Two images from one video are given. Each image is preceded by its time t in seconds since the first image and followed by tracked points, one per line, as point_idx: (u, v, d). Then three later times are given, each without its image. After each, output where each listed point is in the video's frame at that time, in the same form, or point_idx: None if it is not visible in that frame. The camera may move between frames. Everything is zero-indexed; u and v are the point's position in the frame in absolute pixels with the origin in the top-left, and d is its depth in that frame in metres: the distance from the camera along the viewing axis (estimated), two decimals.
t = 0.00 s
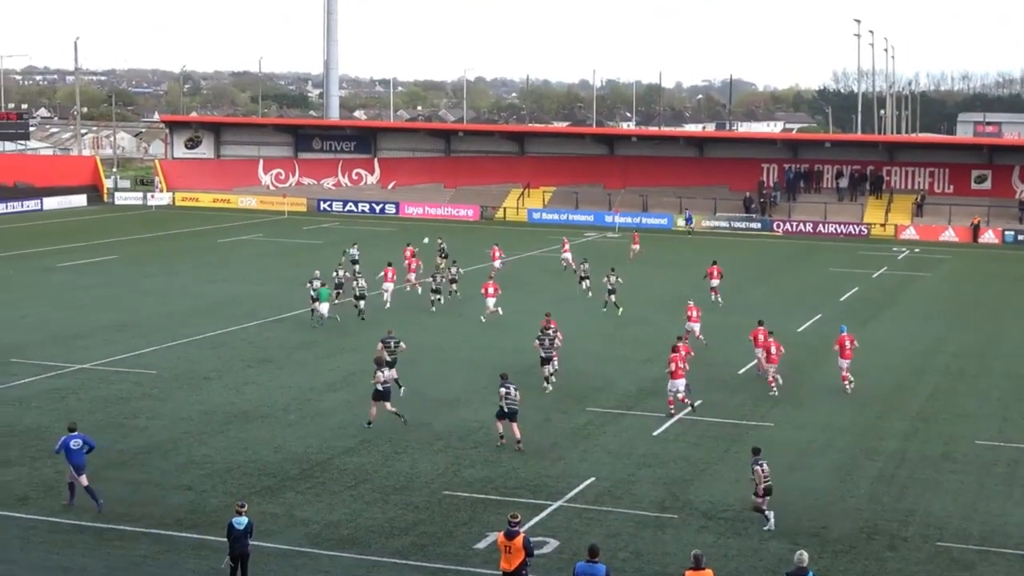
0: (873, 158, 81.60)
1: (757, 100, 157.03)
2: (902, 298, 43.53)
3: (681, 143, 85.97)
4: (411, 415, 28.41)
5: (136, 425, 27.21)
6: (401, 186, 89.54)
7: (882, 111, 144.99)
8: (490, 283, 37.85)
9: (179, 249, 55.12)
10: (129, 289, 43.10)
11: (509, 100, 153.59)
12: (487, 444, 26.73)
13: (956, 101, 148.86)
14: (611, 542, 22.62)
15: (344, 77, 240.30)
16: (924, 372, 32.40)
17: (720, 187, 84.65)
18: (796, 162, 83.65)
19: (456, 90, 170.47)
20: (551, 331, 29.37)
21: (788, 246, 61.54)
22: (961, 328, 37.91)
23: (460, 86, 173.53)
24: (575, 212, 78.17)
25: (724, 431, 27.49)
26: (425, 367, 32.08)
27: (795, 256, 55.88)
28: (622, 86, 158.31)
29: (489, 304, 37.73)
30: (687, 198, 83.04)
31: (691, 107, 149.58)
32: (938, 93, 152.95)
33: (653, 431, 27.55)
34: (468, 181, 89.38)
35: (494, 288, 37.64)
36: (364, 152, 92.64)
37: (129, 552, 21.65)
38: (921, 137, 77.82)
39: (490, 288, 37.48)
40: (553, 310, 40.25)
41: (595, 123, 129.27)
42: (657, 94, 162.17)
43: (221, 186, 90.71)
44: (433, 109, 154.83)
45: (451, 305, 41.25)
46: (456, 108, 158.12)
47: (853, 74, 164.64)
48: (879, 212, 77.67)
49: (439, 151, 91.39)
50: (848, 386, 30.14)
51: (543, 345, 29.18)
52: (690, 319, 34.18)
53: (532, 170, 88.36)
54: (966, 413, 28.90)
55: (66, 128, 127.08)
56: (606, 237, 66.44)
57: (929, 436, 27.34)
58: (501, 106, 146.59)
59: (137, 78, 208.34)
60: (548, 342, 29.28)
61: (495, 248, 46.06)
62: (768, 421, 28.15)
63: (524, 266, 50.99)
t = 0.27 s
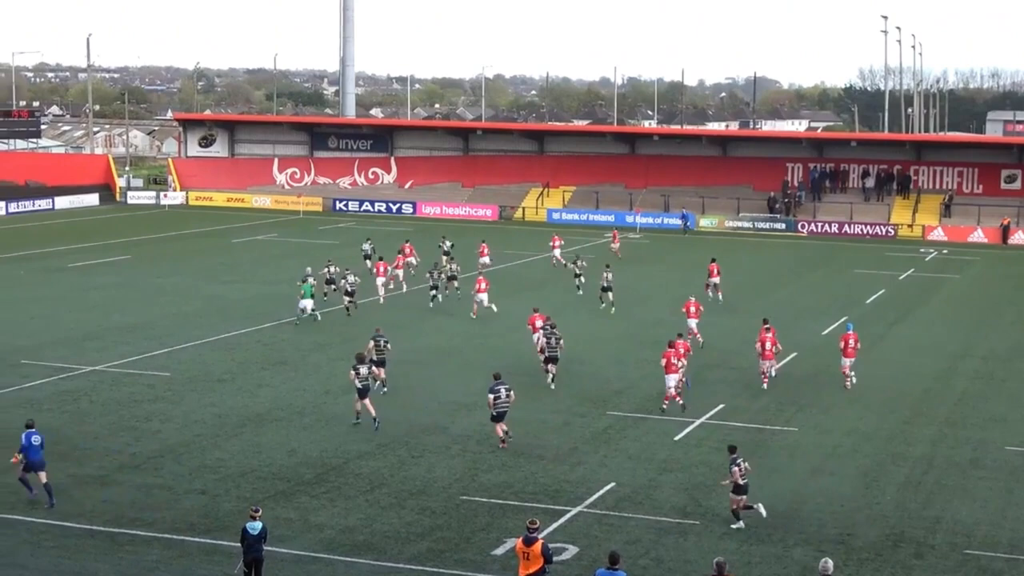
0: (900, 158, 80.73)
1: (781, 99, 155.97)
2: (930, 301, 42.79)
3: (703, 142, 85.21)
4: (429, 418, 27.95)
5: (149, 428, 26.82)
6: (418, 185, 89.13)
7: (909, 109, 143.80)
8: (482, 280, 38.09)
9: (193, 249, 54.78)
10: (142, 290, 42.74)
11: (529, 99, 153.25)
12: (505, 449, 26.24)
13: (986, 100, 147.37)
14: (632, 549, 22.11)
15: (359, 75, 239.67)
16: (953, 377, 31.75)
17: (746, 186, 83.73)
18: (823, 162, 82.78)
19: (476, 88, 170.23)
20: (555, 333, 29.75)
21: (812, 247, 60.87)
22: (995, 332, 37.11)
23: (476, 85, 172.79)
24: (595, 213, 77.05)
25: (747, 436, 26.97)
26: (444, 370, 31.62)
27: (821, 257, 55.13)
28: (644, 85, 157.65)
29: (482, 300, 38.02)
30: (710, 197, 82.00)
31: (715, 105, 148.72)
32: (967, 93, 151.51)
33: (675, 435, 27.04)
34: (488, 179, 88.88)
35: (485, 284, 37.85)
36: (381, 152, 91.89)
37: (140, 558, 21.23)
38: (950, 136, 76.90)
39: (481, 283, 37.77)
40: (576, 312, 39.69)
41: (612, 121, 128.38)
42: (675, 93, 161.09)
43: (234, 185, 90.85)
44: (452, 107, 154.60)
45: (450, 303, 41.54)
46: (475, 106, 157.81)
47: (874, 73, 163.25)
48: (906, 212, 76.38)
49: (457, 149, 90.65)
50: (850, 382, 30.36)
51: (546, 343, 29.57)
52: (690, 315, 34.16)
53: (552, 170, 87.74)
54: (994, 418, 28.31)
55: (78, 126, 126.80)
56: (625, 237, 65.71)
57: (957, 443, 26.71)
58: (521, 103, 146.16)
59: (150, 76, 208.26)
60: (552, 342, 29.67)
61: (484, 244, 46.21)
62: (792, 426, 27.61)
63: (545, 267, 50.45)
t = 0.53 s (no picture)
0: (918, 156, 80.15)
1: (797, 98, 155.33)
2: (949, 301, 42.39)
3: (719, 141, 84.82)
4: (442, 419, 27.75)
5: (161, 428, 26.65)
6: (432, 184, 88.95)
7: (926, 107, 143.09)
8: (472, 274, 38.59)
9: (205, 248, 54.66)
10: (154, 289, 42.61)
11: (543, 97, 152.72)
12: (519, 449, 26.04)
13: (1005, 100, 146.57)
14: (648, 550, 21.86)
15: (373, 72, 239.26)
16: (972, 378, 31.42)
17: (763, 185, 83.32)
18: (839, 160, 82.00)
19: (490, 88, 170.11)
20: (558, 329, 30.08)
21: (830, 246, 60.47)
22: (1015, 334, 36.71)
23: (490, 83, 172.08)
24: (611, 211, 76.35)
25: (763, 438, 26.72)
26: (458, 369, 31.42)
27: (838, 257, 54.70)
28: (659, 83, 157.21)
29: (471, 294, 38.43)
30: (726, 196, 81.49)
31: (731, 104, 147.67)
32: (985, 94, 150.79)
33: (690, 436, 26.80)
34: (502, 178, 88.60)
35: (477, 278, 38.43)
36: (394, 150, 91.31)
37: (150, 558, 21.06)
38: (968, 135, 76.27)
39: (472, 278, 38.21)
40: (592, 312, 39.45)
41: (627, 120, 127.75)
42: (691, 90, 160.19)
43: (245, 184, 90.77)
44: (465, 105, 154.30)
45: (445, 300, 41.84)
46: (489, 105, 157.47)
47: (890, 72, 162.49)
48: (924, 211, 76.25)
49: (471, 148, 90.23)
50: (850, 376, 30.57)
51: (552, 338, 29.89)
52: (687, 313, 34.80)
53: (566, 170, 87.50)
54: (1013, 420, 28.01)
55: (89, 124, 126.63)
56: (640, 237, 64.20)
57: (975, 445, 26.42)
58: (535, 102, 145.76)
59: (162, 73, 208.21)
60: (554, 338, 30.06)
61: (474, 240, 46.12)
62: (808, 427, 27.36)
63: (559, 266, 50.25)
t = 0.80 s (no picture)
0: (955, 156, 79.29)
1: (832, 98, 154.17)
2: (988, 304, 41.93)
3: (753, 139, 84.06)
4: (475, 418, 27.73)
5: (195, 426, 26.75)
6: (466, 183, 88.88)
7: (962, 105, 141.62)
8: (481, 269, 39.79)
9: (237, 247, 54.87)
10: (188, 287, 42.80)
11: (576, 97, 152.17)
12: (552, 450, 26.00)
13: None
14: (680, 551, 21.75)
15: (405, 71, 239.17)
16: (1011, 381, 31.07)
17: (797, 185, 82.90)
18: (874, 160, 81.40)
19: (522, 87, 169.61)
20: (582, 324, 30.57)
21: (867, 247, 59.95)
22: None
23: (523, 82, 171.46)
24: (644, 212, 75.95)
25: (796, 439, 26.60)
26: (491, 369, 31.41)
27: (873, 258, 54.25)
28: (693, 82, 156.24)
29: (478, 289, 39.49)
30: (760, 195, 81.01)
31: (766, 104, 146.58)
32: None
33: (724, 437, 26.70)
34: (535, 177, 88.51)
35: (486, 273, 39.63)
36: (427, 149, 90.96)
37: (183, 556, 21.11)
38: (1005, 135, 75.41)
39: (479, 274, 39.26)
40: (625, 312, 39.28)
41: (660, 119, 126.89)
42: (725, 88, 158.84)
43: (280, 183, 91.60)
44: (498, 105, 153.93)
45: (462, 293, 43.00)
46: (522, 105, 157.04)
47: (927, 71, 160.96)
48: (961, 212, 75.36)
49: (504, 147, 89.82)
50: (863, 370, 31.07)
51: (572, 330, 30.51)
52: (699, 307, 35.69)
53: (599, 171, 87.51)
54: None
55: (122, 121, 126.94)
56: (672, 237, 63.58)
57: (1012, 449, 26.13)
58: (568, 102, 145.18)
59: (196, 70, 208.72)
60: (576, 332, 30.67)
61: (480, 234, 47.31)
62: (841, 429, 27.20)
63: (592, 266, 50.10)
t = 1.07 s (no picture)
0: (995, 157, 78.49)
1: (872, 97, 152.90)
2: None
3: (792, 140, 83.58)
4: (511, 418, 27.74)
5: (233, 424, 26.87)
6: (504, 183, 88.79)
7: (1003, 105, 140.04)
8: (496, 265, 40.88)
9: (276, 246, 55.05)
10: (226, 285, 43.00)
11: (613, 96, 151.62)
12: (589, 450, 26.00)
13: None
14: (717, 551, 21.66)
15: (446, 71, 239.16)
16: None
17: (836, 186, 82.44)
18: (914, 160, 80.79)
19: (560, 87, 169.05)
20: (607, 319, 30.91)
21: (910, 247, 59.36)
22: None
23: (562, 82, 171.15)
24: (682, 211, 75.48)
25: (834, 441, 26.51)
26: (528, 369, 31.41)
27: (911, 259, 53.81)
28: (732, 81, 155.25)
29: (494, 285, 40.65)
30: (799, 196, 80.58)
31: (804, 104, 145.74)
32: None
33: (760, 438, 26.64)
34: (573, 176, 88.39)
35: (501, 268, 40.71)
36: (465, 149, 90.93)
37: (222, 553, 21.18)
38: None
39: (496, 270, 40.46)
40: (667, 314, 39.11)
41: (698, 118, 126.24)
42: (765, 88, 158.07)
43: (319, 183, 91.78)
44: (535, 104, 153.55)
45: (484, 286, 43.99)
46: (559, 104, 156.58)
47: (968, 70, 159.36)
48: (1001, 212, 74.47)
49: (542, 146, 89.82)
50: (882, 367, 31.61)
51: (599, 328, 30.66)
52: (716, 303, 36.11)
53: (637, 170, 87.23)
54: None
55: (160, 120, 127.56)
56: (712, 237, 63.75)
57: None
58: (605, 101, 144.62)
59: (236, 69, 209.44)
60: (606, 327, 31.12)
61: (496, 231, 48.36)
62: (878, 430, 27.08)
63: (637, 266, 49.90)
